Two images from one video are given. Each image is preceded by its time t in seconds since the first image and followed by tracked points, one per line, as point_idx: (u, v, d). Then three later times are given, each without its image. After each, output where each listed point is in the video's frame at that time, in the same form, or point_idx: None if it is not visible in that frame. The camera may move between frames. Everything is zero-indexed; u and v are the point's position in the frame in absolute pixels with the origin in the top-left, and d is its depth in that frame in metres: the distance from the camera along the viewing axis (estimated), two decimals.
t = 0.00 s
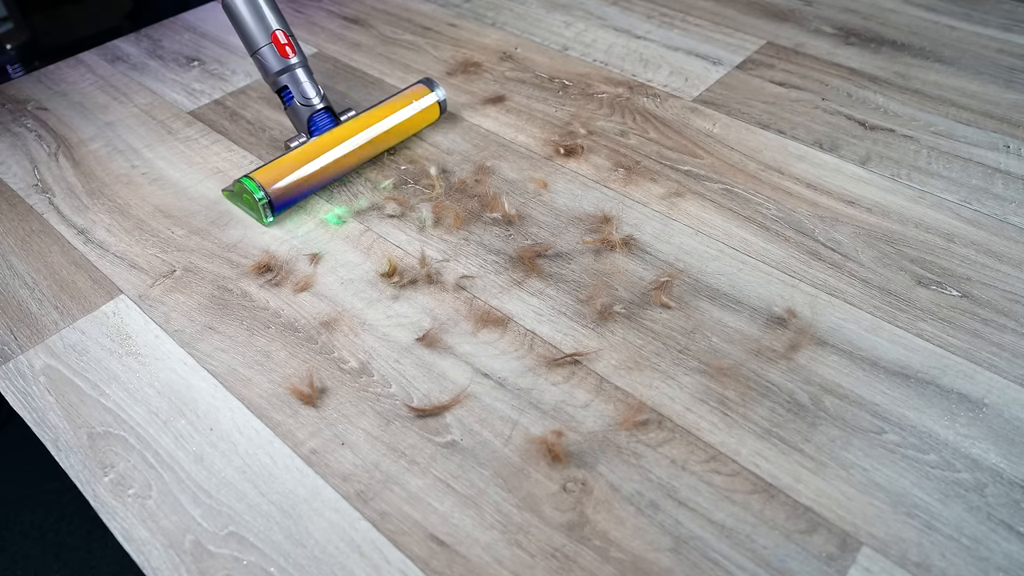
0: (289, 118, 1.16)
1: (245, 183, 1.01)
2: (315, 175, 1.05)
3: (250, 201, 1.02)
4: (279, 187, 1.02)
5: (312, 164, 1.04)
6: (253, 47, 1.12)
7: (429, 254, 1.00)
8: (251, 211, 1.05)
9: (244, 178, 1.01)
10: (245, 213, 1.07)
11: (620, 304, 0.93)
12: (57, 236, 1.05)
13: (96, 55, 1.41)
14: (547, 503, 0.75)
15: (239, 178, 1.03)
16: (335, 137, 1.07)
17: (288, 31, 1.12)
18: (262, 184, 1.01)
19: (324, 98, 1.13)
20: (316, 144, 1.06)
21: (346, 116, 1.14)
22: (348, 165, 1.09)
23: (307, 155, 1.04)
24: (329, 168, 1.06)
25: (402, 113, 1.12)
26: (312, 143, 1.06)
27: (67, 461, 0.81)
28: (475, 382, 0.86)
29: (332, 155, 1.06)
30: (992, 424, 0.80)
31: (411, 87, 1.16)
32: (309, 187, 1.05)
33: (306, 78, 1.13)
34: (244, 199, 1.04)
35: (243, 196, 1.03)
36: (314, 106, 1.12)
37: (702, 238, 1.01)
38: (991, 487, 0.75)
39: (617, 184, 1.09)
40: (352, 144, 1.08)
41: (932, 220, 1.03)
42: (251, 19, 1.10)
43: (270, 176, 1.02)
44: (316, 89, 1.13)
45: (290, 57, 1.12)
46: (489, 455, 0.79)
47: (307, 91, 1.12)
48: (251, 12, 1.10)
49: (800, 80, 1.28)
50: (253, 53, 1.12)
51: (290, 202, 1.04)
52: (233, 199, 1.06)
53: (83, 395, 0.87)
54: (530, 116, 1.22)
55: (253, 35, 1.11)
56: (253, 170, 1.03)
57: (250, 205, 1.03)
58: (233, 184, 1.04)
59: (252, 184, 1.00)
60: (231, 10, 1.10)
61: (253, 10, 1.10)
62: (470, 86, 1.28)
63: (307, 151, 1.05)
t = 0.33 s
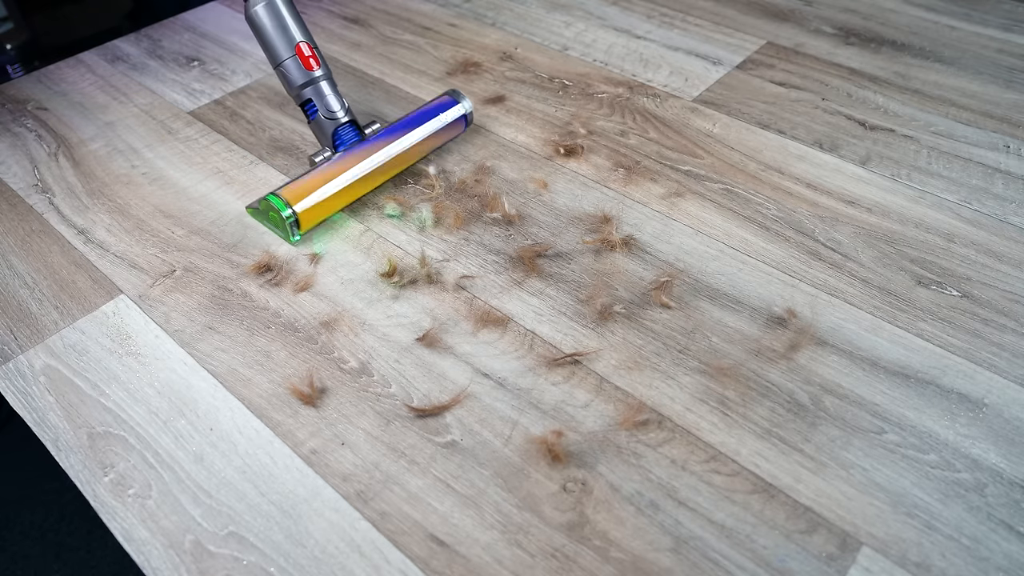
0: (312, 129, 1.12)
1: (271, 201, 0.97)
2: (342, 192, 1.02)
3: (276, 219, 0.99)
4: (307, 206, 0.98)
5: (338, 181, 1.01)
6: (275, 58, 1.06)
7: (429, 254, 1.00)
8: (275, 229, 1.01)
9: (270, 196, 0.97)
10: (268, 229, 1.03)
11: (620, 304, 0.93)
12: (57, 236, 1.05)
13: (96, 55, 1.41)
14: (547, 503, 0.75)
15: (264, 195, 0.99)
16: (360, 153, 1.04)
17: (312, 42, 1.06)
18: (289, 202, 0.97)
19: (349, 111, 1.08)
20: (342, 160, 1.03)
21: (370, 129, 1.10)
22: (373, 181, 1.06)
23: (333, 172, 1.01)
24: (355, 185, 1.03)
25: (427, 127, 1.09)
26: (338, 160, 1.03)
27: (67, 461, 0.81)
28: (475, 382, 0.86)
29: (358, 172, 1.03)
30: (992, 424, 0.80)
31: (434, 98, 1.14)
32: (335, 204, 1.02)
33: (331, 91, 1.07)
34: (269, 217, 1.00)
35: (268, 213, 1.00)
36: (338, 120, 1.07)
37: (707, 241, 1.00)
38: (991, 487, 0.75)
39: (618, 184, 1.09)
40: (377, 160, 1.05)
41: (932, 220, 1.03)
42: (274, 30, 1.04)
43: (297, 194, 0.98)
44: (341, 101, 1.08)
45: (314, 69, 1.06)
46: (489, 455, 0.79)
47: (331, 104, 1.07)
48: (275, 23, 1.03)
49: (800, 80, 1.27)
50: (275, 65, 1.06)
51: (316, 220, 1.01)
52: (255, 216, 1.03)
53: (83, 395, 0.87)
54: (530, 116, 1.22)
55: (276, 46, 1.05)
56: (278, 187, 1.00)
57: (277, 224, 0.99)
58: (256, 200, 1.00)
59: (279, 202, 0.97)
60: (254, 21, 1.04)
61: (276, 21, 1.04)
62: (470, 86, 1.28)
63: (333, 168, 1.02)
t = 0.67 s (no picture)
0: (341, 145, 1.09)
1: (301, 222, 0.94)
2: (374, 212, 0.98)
3: (307, 240, 0.96)
4: (337, 227, 0.95)
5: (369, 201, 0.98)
6: (304, 74, 1.03)
7: (429, 254, 1.00)
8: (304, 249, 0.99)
9: (300, 217, 0.95)
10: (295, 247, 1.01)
11: (620, 304, 0.93)
12: (57, 236, 1.05)
13: (96, 55, 1.41)
14: (547, 503, 0.75)
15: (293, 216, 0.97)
16: (392, 170, 1.01)
17: (342, 57, 1.03)
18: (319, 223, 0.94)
19: (379, 126, 1.05)
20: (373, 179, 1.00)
21: (400, 146, 1.07)
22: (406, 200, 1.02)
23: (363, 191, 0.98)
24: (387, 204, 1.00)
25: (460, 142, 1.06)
26: (368, 179, 1.00)
27: (67, 461, 0.81)
28: (474, 382, 0.86)
29: (391, 190, 0.99)
30: (992, 424, 0.80)
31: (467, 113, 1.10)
32: (367, 225, 0.99)
33: (360, 106, 1.04)
34: (300, 238, 0.97)
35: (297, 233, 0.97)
36: (368, 136, 1.04)
37: (701, 241, 1.00)
38: (991, 487, 0.75)
39: (618, 184, 1.09)
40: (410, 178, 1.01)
41: (932, 220, 1.03)
42: (304, 45, 1.01)
43: (327, 214, 0.95)
44: (371, 117, 1.05)
45: (344, 84, 1.03)
46: (489, 455, 0.79)
47: (361, 120, 1.04)
48: (304, 38, 1.01)
49: (800, 80, 1.27)
50: (305, 81, 1.04)
51: (348, 241, 0.98)
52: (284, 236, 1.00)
53: (83, 395, 0.87)
54: (530, 116, 1.22)
55: (305, 62, 1.02)
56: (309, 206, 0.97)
57: (308, 245, 0.97)
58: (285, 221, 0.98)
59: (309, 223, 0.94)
60: (282, 36, 1.01)
61: (306, 36, 1.01)
62: (470, 86, 1.28)
63: (364, 187, 0.99)
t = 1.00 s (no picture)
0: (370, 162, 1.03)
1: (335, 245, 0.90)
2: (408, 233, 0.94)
3: (340, 263, 0.92)
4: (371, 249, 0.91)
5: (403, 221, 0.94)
6: (333, 90, 0.97)
7: (429, 254, 1.00)
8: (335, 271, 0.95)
9: (333, 240, 0.91)
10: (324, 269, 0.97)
11: (620, 304, 0.93)
12: (57, 236, 1.05)
13: (96, 56, 1.41)
14: (547, 503, 0.75)
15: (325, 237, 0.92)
16: (425, 188, 0.97)
17: (373, 71, 0.97)
18: (352, 245, 0.90)
19: (410, 143, 1.00)
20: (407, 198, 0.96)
21: (431, 162, 1.01)
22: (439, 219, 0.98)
23: (398, 211, 0.94)
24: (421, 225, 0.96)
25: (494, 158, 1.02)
26: (401, 198, 0.96)
27: (67, 461, 0.81)
28: (475, 382, 0.86)
29: (425, 210, 0.96)
30: (992, 424, 0.80)
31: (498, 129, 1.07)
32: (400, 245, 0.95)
33: (391, 123, 0.98)
34: (332, 262, 0.93)
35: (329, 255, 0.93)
36: (399, 154, 0.98)
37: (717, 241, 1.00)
38: (991, 487, 0.75)
39: (618, 185, 1.09)
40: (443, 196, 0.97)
41: (932, 220, 1.03)
42: (333, 60, 0.95)
43: (362, 236, 0.91)
44: (402, 134, 0.99)
45: (375, 100, 0.97)
46: (489, 455, 0.79)
47: (391, 137, 0.98)
48: (334, 53, 0.95)
49: (800, 80, 1.27)
50: (333, 97, 0.98)
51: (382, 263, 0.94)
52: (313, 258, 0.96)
53: (83, 395, 0.87)
54: (530, 116, 1.22)
55: (335, 77, 0.96)
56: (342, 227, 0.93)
57: (340, 269, 0.93)
58: (316, 243, 0.94)
59: (342, 245, 0.90)
60: (312, 51, 0.96)
61: (335, 50, 0.95)
62: (470, 86, 1.28)
63: (397, 206, 0.95)
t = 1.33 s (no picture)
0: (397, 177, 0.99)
1: (368, 267, 0.86)
2: (442, 252, 0.91)
3: (374, 285, 0.88)
4: (405, 271, 0.88)
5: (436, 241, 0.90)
6: (361, 105, 0.93)
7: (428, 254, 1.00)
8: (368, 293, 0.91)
9: (367, 261, 0.87)
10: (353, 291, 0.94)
11: (620, 304, 0.93)
12: (57, 236, 1.05)
13: (96, 56, 1.41)
14: (547, 503, 0.75)
15: (356, 259, 0.89)
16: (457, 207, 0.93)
17: (402, 86, 0.93)
18: (386, 266, 0.87)
19: (440, 159, 0.96)
20: (440, 216, 0.92)
21: (460, 177, 0.98)
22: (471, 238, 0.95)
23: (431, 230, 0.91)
24: (455, 243, 0.92)
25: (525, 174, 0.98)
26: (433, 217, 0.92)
27: (67, 461, 0.81)
28: (475, 382, 0.86)
29: (459, 228, 0.92)
30: (992, 424, 0.80)
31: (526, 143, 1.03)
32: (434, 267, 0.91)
33: (420, 138, 0.94)
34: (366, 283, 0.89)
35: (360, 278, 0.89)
36: (428, 171, 0.95)
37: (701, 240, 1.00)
38: (991, 487, 0.75)
39: (618, 184, 1.09)
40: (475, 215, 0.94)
41: (932, 220, 1.03)
42: (361, 75, 0.91)
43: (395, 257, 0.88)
44: (431, 149, 0.95)
45: (404, 115, 0.93)
46: (489, 455, 0.79)
47: (420, 154, 0.94)
48: (362, 68, 0.91)
49: (800, 80, 1.27)
50: (361, 112, 0.94)
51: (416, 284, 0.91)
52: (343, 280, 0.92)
53: (83, 395, 0.87)
54: (530, 116, 1.22)
55: (363, 92, 0.92)
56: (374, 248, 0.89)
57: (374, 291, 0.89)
58: (347, 264, 0.90)
59: (376, 266, 0.86)
60: (339, 65, 0.91)
61: (364, 65, 0.91)
62: (470, 86, 1.28)
63: (429, 226, 0.91)
